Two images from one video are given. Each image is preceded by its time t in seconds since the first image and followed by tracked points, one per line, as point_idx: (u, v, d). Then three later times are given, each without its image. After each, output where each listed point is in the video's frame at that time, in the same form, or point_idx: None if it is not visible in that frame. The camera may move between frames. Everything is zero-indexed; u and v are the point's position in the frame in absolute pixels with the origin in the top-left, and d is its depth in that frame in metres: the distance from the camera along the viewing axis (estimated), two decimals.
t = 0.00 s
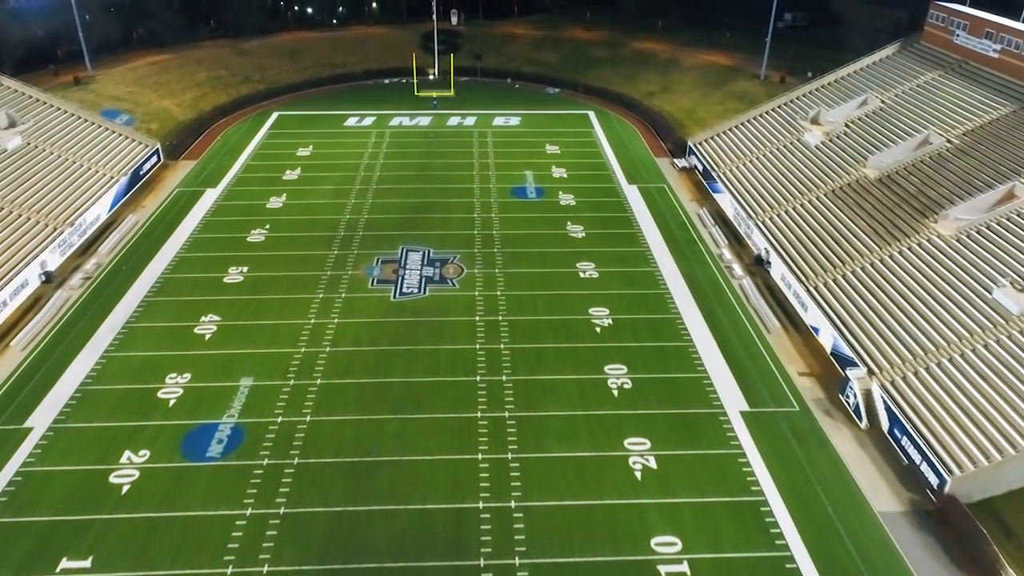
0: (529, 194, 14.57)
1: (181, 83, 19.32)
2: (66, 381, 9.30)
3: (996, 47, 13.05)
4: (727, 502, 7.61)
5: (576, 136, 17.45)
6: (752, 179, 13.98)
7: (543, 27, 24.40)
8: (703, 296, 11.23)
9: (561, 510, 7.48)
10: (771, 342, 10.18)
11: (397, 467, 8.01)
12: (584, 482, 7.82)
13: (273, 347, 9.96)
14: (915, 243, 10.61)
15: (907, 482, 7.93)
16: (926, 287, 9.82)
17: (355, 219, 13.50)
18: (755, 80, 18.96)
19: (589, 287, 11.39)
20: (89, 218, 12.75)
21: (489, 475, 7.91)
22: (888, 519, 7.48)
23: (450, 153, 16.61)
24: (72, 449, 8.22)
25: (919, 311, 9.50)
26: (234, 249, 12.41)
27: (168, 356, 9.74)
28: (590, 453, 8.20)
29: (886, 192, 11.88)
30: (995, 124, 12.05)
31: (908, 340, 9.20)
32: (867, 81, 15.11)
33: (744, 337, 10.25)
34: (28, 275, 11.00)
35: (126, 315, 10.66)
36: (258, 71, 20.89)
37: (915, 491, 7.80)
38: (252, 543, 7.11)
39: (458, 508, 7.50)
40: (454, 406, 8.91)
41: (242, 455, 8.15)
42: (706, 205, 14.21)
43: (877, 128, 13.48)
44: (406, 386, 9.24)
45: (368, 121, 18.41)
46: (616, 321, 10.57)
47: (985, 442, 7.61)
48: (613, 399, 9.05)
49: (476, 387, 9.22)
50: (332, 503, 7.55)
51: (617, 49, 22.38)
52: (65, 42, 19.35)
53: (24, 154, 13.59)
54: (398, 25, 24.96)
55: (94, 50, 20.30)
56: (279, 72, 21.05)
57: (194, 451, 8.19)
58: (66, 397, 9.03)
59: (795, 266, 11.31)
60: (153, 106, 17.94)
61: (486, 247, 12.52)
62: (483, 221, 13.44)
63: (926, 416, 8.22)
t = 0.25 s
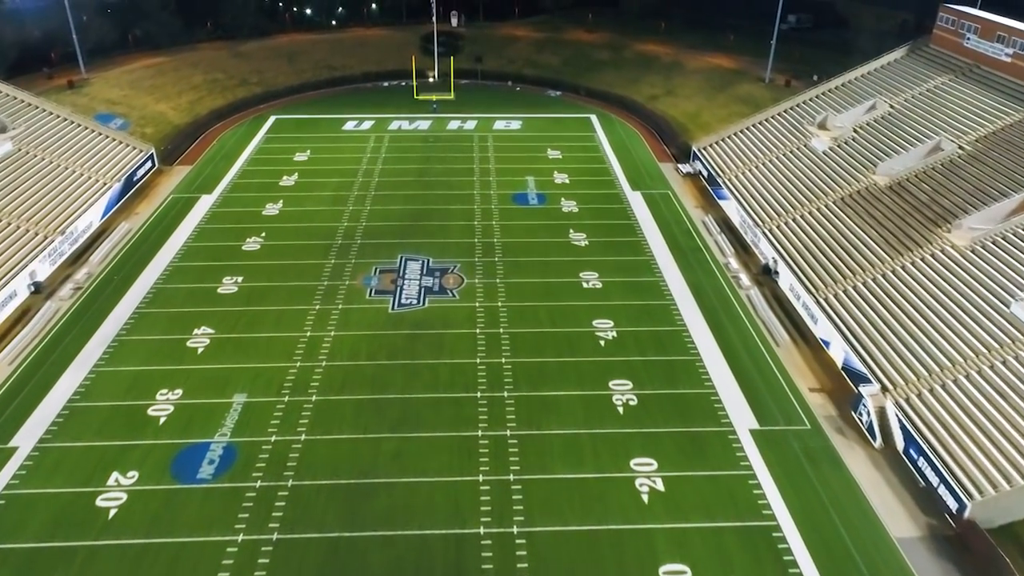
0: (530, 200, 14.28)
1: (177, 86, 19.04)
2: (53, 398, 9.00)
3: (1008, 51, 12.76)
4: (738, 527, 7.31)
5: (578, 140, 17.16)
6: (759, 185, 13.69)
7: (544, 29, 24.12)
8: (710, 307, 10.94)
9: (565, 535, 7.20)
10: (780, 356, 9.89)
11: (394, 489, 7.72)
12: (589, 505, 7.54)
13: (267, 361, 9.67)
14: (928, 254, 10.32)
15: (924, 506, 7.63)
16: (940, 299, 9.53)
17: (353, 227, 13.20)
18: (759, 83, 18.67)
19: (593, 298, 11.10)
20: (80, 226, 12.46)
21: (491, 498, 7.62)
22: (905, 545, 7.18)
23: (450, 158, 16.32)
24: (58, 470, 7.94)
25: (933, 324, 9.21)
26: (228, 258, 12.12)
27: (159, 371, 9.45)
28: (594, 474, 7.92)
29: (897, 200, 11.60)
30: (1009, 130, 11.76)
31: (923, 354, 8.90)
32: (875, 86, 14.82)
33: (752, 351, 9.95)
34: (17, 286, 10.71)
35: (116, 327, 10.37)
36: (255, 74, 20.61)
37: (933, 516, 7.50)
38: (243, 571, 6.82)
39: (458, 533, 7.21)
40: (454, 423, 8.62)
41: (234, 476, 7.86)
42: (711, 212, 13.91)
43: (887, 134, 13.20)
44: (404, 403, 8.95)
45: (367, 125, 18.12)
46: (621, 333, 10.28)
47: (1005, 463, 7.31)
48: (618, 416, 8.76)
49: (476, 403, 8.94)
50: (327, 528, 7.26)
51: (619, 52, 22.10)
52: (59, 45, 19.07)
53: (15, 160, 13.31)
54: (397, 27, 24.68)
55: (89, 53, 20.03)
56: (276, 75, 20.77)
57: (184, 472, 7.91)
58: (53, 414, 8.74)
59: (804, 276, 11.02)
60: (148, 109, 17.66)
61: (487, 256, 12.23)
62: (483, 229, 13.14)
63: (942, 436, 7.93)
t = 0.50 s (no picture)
0: (532, 207, 13.99)
1: (173, 89, 18.75)
2: (39, 416, 8.71)
3: (1021, 55, 12.46)
4: (750, 554, 7.01)
5: (581, 145, 16.87)
6: (766, 192, 13.40)
7: (546, 31, 23.84)
8: (717, 319, 10.64)
9: (570, 563, 6.90)
10: (791, 371, 9.59)
11: (392, 513, 7.43)
12: (594, 531, 7.24)
13: (262, 376, 9.38)
14: (942, 265, 10.02)
15: (943, 531, 7.33)
16: (955, 313, 9.23)
17: (351, 235, 12.91)
18: (765, 87, 18.37)
19: (596, 309, 10.81)
20: (72, 235, 12.16)
21: (492, 523, 7.33)
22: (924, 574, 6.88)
23: (450, 163, 16.03)
24: (43, 493, 7.64)
25: (949, 339, 8.91)
26: (223, 267, 11.83)
27: (149, 387, 9.16)
28: (600, 497, 7.62)
29: (908, 209, 11.30)
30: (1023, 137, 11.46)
31: (940, 371, 8.60)
32: (883, 90, 14.53)
33: (761, 365, 9.66)
34: (5, 298, 10.41)
35: (106, 340, 10.07)
36: (252, 77, 20.33)
37: (953, 542, 7.21)
38: None
39: (458, 561, 6.91)
40: (454, 442, 8.33)
41: (226, 500, 7.57)
42: (717, 220, 13.61)
43: (897, 141, 12.90)
44: (402, 420, 8.66)
45: (366, 129, 17.82)
46: (626, 347, 9.99)
47: None
48: (624, 435, 8.47)
49: (477, 421, 8.65)
50: (322, 555, 6.97)
51: (622, 54, 21.81)
52: (52, 48, 18.78)
53: (6, 167, 13.02)
54: (397, 29, 24.39)
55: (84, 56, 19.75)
56: (274, 78, 20.48)
57: (174, 495, 7.61)
58: (39, 433, 8.45)
59: (814, 287, 10.72)
60: (143, 113, 17.37)
61: (488, 266, 11.94)
62: (484, 237, 12.85)
63: (961, 458, 7.63)
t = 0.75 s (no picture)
0: (534, 214, 13.69)
1: (168, 93, 18.46)
2: (24, 435, 8.40)
3: None
4: None
5: (583, 150, 16.58)
6: (772, 199, 13.11)
7: (547, 33, 23.55)
8: (724, 331, 10.35)
9: None
10: (801, 386, 9.30)
11: (389, 539, 7.14)
12: (600, 558, 6.94)
13: (255, 392, 9.09)
14: (957, 277, 9.73)
15: (963, 559, 7.04)
16: (972, 327, 8.93)
17: (348, 243, 12.61)
18: (770, 90, 18.08)
19: (600, 321, 10.52)
20: (63, 244, 11.86)
21: (494, 550, 7.03)
22: None
23: (450, 168, 15.73)
24: (26, 518, 7.34)
25: (966, 355, 8.62)
26: (217, 278, 11.53)
27: (139, 404, 8.86)
28: (605, 522, 7.33)
29: (920, 218, 11.02)
30: None
31: (957, 388, 8.31)
32: (892, 95, 14.25)
33: (770, 381, 9.36)
34: None
35: (96, 355, 9.77)
36: (250, 80, 20.04)
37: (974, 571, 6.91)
38: None
39: None
40: (454, 463, 8.04)
41: (216, 525, 7.27)
42: (723, 227, 13.32)
43: (907, 147, 12.62)
44: (401, 440, 8.37)
45: (364, 134, 17.53)
46: (631, 361, 9.70)
47: None
48: (629, 455, 8.18)
49: (478, 440, 8.35)
50: None
51: (624, 57, 21.52)
52: (46, 51, 18.50)
53: None
54: (396, 31, 24.11)
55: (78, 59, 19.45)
56: (271, 81, 20.18)
57: (162, 520, 7.32)
58: (24, 454, 8.14)
59: (823, 299, 10.43)
60: (138, 117, 17.08)
61: (489, 276, 11.65)
62: (484, 246, 12.55)
63: (981, 481, 7.33)
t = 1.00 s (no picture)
0: (536, 222, 13.39)
1: (163, 96, 18.17)
2: (9, 455, 8.10)
3: None
4: None
5: (585, 155, 16.28)
6: (780, 207, 12.81)
7: (548, 35, 23.25)
8: (732, 345, 10.05)
9: None
10: (812, 404, 9.01)
11: (386, 568, 6.83)
12: None
13: (249, 410, 8.79)
14: (973, 290, 9.43)
15: None
16: (990, 343, 8.63)
17: (346, 253, 12.31)
18: (775, 93, 17.78)
19: (605, 335, 10.23)
20: (53, 253, 11.56)
21: None
22: None
23: (450, 174, 15.43)
24: (8, 545, 7.04)
25: (985, 371, 8.31)
26: (211, 288, 11.23)
27: (128, 422, 8.57)
28: (612, 550, 7.02)
29: (934, 228, 10.72)
30: None
31: (977, 408, 8.00)
32: (901, 100, 13.96)
33: (781, 398, 9.07)
34: None
35: (84, 370, 9.47)
36: (247, 83, 19.75)
37: None
38: None
39: None
40: (454, 486, 7.74)
41: (206, 553, 6.97)
42: (729, 236, 13.02)
43: (918, 154, 12.32)
44: (399, 460, 8.07)
45: (363, 138, 17.23)
46: (637, 377, 9.40)
47: None
48: (637, 478, 7.88)
49: (479, 461, 8.06)
50: None
51: (627, 59, 21.22)
52: (39, 54, 18.21)
53: None
54: (396, 32, 23.81)
55: (72, 61, 19.15)
56: (268, 84, 19.89)
57: (150, 548, 7.02)
58: (7, 475, 7.84)
59: (835, 312, 10.14)
60: (132, 121, 16.79)
61: (490, 287, 11.35)
62: (485, 255, 12.25)
63: (1004, 507, 7.02)
